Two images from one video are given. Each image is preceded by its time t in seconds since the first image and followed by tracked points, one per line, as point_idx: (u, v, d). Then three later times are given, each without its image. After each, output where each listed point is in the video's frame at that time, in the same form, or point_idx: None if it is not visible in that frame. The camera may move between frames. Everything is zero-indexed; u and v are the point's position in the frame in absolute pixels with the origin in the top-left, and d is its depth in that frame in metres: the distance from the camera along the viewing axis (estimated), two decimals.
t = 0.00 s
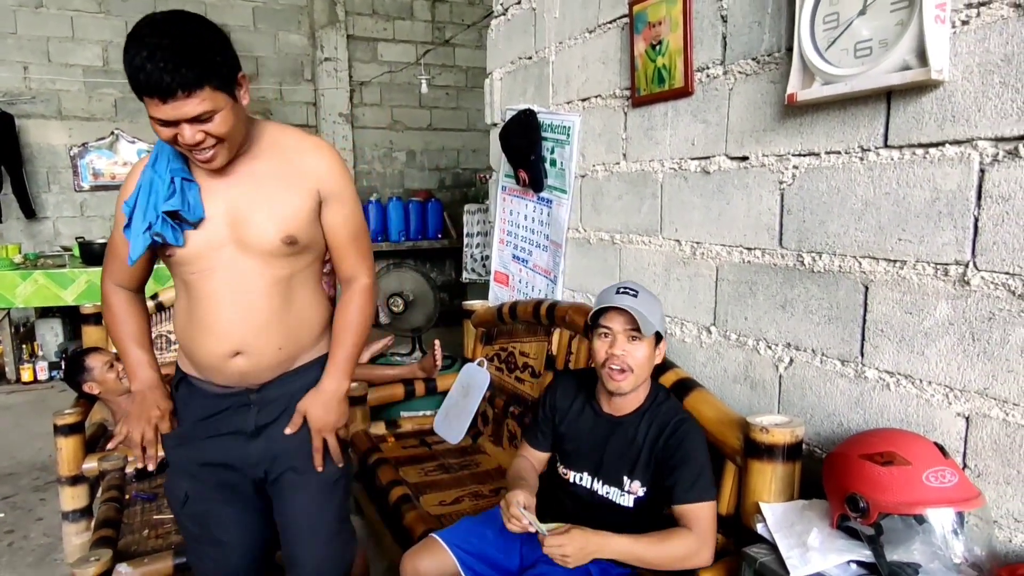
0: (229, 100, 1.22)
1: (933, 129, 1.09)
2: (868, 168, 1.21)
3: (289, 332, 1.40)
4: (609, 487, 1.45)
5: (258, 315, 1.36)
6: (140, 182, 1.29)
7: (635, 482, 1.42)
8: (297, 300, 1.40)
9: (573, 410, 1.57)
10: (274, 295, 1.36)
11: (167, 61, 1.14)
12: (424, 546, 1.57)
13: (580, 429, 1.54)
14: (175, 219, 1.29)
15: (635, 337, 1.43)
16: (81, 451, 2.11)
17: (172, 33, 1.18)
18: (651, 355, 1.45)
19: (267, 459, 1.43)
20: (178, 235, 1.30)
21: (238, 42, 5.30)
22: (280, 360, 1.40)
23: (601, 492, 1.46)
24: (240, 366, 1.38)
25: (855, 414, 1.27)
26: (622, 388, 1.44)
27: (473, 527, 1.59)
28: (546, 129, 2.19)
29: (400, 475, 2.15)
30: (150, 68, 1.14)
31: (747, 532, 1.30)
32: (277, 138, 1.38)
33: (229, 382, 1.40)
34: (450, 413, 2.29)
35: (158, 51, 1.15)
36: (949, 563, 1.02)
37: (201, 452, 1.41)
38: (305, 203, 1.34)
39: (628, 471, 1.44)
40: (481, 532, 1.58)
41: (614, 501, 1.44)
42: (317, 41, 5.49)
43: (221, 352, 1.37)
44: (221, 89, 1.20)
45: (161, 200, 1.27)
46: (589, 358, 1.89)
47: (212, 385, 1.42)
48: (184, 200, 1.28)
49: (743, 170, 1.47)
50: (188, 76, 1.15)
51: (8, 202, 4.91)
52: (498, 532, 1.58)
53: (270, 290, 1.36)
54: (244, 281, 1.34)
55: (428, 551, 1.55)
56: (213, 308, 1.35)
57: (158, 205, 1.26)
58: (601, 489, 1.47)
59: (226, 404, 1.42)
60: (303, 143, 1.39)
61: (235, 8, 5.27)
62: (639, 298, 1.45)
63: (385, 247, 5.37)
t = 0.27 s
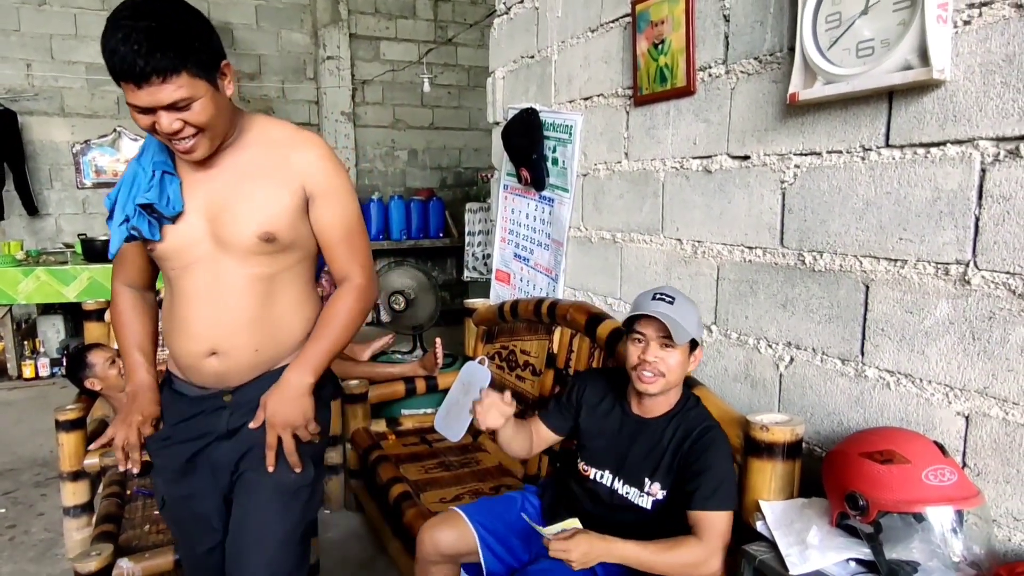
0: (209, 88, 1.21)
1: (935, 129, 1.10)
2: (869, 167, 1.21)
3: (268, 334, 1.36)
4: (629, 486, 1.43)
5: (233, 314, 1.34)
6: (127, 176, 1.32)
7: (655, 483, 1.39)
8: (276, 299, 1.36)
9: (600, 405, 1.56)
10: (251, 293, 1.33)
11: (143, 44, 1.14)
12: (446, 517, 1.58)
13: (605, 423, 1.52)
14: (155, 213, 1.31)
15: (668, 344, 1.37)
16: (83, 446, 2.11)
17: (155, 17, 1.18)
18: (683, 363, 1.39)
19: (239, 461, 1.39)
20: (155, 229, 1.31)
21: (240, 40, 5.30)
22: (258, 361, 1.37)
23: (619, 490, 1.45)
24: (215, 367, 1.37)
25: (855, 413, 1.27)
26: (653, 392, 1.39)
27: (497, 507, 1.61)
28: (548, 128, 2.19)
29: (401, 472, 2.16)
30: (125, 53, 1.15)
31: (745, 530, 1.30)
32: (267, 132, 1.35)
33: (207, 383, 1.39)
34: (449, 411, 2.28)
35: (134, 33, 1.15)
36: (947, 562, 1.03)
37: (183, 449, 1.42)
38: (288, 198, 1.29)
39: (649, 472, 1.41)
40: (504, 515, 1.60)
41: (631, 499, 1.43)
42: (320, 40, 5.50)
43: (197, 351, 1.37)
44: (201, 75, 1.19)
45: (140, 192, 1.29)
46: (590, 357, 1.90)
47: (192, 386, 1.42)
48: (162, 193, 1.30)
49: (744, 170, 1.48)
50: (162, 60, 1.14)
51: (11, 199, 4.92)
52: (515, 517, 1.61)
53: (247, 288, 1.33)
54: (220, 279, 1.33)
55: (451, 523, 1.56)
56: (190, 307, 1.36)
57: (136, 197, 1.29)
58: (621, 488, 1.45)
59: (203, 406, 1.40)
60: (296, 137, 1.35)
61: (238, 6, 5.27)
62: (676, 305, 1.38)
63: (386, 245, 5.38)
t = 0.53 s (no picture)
0: (195, 89, 1.11)
1: (932, 127, 1.10)
2: (866, 165, 1.21)
3: (247, 352, 1.25)
4: (626, 480, 1.44)
5: (208, 328, 1.23)
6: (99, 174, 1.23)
7: (652, 479, 1.40)
8: (258, 315, 1.25)
9: (603, 406, 1.56)
10: (230, 308, 1.23)
11: (121, 40, 1.04)
12: (443, 515, 1.56)
13: (607, 424, 1.52)
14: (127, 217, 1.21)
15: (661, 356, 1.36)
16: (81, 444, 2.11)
17: (139, 9, 1.08)
18: (682, 372, 1.37)
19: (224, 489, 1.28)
20: (127, 235, 1.22)
21: (240, 39, 5.30)
22: (233, 382, 1.26)
23: (616, 483, 1.46)
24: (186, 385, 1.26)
25: (853, 411, 1.27)
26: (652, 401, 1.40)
27: (495, 505, 1.58)
28: (547, 127, 2.19)
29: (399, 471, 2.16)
30: (105, 48, 1.05)
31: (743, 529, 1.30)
32: (258, 133, 1.25)
33: (177, 403, 1.28)
34: (448, 410, 2.28)
35: (114, 26, 1.06)
36: (943, 560, 1.03)
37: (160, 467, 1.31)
38: (278, 205, 1.20)
39: (646, 467, 1.42)
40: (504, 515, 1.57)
41: (628, 493, 1.43)
42: (320, 39, 5.50)
43: (166, 368, 1.26)
44: (186, 75, 1.09)
45: (113, 193, 1.20)
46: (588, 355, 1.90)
47: (161, 405, 1.31)
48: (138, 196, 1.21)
49: (742, 168, 1.48)
50: (143, 58, 1.04)
51: (10, 197, 4.92)
52: (515, 512, 1.58)
53: (225, 303, 1.22)
54: (197, 290, 1.22)
55: (448, 524, 1.54)
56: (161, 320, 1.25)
57: (109, 200, 1.20)
58: (617, 482, 1.46)
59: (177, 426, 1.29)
60: (292, 139, 1.25)
61: (238, 6, 5.27)
62: (673, 315, 1.37)
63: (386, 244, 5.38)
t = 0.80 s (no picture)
0: (206, 83, 1.10)
1: (926, 128, 1.10)
2: (861, 166, 1.21)
3: (225, 363, 1.23)
4: (623, 484, 1.44)
5: (188, 340, 1.20)
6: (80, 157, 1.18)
7: (650, 482, 1.39)
8: (244, 323, 1.24)
9: (599, 407, 1.55)
10: (215, 315, 1.21)
11: (135, 20, 1.03)
12: (428, 531, 1.59)
13: (604, 425, 1.52)
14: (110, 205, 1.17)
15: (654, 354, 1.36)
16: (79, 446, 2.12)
17: None
18: (675, 372, 1.37)
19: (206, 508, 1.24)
20: (108, 222, 1.17)
21: (238, 39, 5.30)
22: (210, 395, 1.23)
23: (612, 487, 1.45)
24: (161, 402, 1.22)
25: (847, 412, 1.28)
26: (643, 399, 1.40)
27: (478, 516, 1.59)
28: (544, 128, 2.19)
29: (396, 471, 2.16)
30: (115, 28, 1.03)
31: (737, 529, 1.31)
32: (257, 140, 1.26)
33: (147, 418, 1.24)
34: (445, 410, 2.28)
35: (128, 7, 1.04)
36: (935, 560, 1.03)
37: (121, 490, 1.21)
38: (272, 218, 1.20)
39: (643, 470, 1.42)
40: (490, 523, 1.57)
41: (624, 497, 1.43)
42: (318, 39, 5.50)
43: (140, 382, 1.21)
44: (199, 66, 1.08)
45: (97, 177, 1.16)
46: (585, 356, 1.90)
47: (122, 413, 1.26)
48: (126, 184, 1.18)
49: (738, 169, 1.48)
50: (159, 43, 1.03)
51: (8, 198, 4.92)
52: (500, 521, 1.57)
53: (209, 308, 1.20)
54: (180, 300, 1.20)
55: (432, 537, 1.56)
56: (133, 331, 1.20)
57: (94, 183, 1.15)
58: (613, 486, 1.45)
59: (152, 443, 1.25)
60: (293, 150, 1.26)
61: (235, 6, 5.26)
62: (670, 314, 1.38)
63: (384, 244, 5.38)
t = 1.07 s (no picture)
0: (186, 78, 1.03)
1: (923, 128, 1.10)
2: (858, 166, 1.21)
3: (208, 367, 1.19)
4: (626, 487, 1.43)
5: (182, 345, 1.17)
6: (46, 160, 1.06)
7: (653, 483, 1.39)
8: (227, 326, 1.22)
9: (600, 407, 1.55)
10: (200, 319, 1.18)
11: (113, 10, 0.95)
12: (430, 558, 1.49)
13: (605, 427, 1.51)
14: (101, 211, 1.09)
15: (674, 344, 1.37)
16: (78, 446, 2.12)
17: None
18: (689, 365, 1.39)
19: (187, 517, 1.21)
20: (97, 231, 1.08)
21: (237, 39, 5.30)
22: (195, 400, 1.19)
23: (615, 491, 1.44)
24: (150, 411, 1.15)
25: (845, 412, 1.28)
26: (658, 391, 1.39)
27: (478, 530, 1.55)
28: (542, 127, 2.19)
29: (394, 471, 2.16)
30: (88, 20, 0.95)
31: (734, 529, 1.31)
32: (236, 140, 1.25)
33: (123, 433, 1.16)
34: (444, 410, 2.28)
35: None
36: (934, 560, 1.03)
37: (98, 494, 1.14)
38: (260, 217, 1.21)
39: (645, 472, 1.41)
40: (489, 536, 1.54)
41: (628, 500, 1.42)
42: (316, 39, 5.49)
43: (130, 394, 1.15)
44: (181, 62, 1.02)
45: (75, 181, 1.06)
46: (583, 355, 1.90)
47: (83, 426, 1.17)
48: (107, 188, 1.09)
49: (735, 169, 1.48)
50: (140, 35, 0.96)
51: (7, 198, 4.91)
52: (500, 533, 1.56)
53: (194, 311, 1.17)
54: (173, 304, 1.15)
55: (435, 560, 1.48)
56: (120, 339, 1.13)
57: (76, 189, 1.06)
58: (617, 489, 1.44)
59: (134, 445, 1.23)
60: (274, 150, 1.27)
61: (234, 6, 5.26)
62: (688, 307, 1.38)
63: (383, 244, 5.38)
